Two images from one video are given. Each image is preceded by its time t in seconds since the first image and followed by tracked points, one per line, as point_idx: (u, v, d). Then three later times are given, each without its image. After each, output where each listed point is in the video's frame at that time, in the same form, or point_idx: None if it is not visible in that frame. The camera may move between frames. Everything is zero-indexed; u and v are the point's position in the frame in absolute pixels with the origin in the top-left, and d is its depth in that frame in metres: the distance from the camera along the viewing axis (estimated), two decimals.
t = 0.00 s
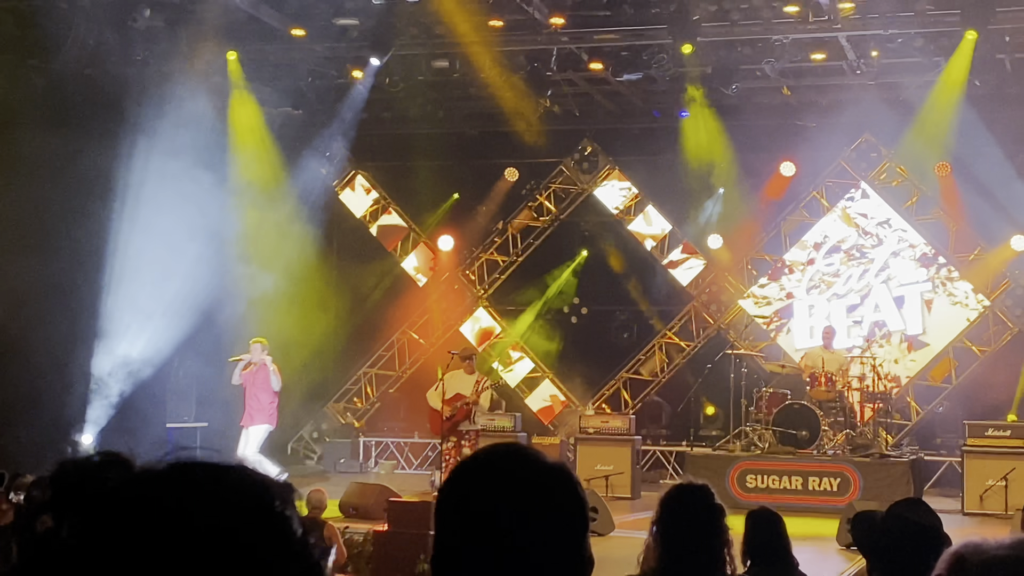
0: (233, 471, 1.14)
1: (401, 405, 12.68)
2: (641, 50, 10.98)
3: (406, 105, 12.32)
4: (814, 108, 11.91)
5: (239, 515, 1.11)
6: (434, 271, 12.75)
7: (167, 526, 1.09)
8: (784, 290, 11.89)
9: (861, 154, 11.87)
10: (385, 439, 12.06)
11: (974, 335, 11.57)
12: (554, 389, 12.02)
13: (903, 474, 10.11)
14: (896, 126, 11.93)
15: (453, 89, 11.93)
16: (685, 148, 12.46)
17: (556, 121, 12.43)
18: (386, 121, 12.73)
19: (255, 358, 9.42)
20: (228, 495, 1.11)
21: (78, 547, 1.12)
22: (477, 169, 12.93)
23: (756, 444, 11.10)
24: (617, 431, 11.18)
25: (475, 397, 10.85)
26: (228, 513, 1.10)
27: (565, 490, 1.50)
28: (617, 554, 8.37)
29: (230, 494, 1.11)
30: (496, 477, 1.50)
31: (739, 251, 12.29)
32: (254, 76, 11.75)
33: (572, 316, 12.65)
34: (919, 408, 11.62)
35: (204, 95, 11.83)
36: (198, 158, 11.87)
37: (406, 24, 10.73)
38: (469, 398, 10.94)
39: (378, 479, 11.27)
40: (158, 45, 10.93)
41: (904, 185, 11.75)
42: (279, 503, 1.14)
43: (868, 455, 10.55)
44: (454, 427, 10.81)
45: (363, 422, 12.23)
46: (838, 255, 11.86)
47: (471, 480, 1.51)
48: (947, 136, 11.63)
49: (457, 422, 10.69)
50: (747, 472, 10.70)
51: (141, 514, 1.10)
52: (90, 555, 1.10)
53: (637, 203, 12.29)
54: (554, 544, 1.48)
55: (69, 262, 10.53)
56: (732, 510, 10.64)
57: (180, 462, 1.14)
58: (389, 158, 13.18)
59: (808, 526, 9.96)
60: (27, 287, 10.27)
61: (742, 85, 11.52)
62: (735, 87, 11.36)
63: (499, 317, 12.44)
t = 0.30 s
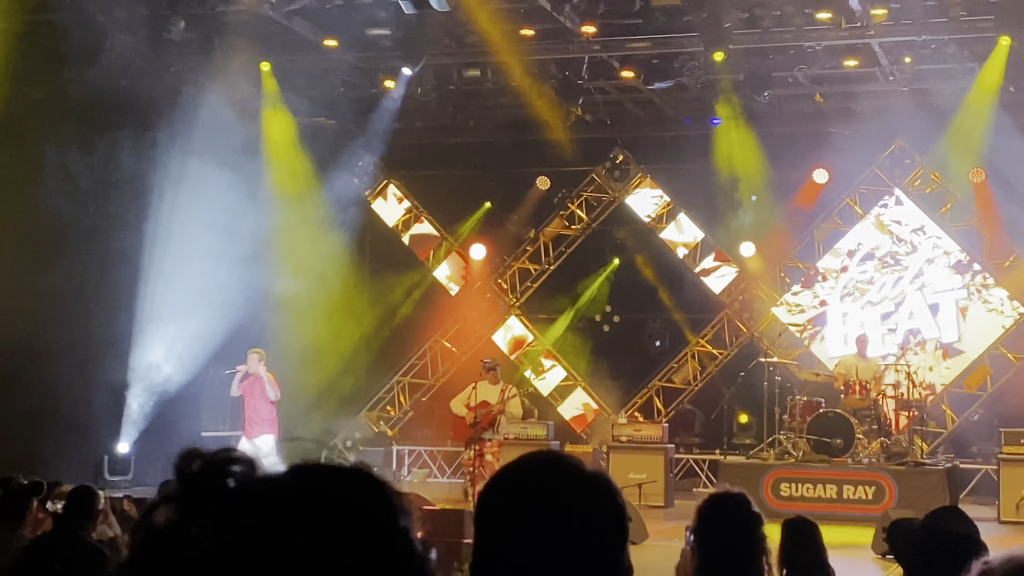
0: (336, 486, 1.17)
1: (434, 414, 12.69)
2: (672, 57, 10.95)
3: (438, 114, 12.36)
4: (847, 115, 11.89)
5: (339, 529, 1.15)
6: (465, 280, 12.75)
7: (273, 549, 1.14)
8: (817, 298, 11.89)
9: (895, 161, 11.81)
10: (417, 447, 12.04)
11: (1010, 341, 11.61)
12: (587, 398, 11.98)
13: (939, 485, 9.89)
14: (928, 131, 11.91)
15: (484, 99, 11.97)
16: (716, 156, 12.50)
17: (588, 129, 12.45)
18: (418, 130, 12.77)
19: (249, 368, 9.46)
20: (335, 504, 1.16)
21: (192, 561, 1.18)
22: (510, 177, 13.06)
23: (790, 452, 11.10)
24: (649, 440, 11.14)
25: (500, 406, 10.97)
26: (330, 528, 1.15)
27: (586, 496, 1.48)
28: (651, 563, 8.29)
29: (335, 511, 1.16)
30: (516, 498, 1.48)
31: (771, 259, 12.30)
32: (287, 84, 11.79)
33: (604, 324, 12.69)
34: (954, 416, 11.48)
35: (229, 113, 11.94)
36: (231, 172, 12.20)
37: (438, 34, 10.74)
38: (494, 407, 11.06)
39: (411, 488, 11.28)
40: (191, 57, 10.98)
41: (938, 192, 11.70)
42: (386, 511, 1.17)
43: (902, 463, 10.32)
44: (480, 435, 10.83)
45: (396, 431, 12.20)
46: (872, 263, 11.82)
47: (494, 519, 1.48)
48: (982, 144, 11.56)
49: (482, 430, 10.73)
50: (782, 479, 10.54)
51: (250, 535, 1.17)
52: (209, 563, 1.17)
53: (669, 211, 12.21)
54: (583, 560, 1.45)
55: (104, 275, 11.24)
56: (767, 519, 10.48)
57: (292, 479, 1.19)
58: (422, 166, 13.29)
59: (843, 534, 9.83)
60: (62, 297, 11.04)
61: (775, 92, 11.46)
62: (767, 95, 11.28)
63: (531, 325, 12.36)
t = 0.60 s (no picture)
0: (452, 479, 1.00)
1: (484, 421, 12.67)
2: (720, 64, 10.91)
3: (486, 123, 12.41)
4: (896, 123, 11.84)
5: (458, 539, 0.95)
6: (511, 288, 12.69)
7: (384, 553, 0.95)
8: (868, 305, 11.75)
9: (945, 168, 11.84)
10: (465, 453, 12.01)
11: None
12: (635, 406, 12.00)
13: (992, 493, 9.62)
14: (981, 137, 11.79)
15: (531, 108, 11.99)
16: (764, 164, 12.42)
17: (635, 137, 12.46)
18: (464, 138, 12.82)
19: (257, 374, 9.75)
20: (451, 511, 0.97)
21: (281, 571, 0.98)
22: (555, 187, 13.03)
23: (841, 461, 10.97)
24: (699, 448, 11.03)
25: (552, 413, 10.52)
26: (445, 535, 0.95)
27: (651, 506, 1.69)
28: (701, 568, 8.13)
29: (450, 515, 0.96)
30: (578, 502, 1.69)
31: (821, 265, 12.19)
32: (335, 95, 11.86)
33: (652, 332, 12.66)
34: (1007, 425, 11.40)
35: (284, 127, 12.23)
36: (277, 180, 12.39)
37: (486, 44, 10.71)
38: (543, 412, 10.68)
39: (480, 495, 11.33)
40: (242, 68, 11.05)
41: (989, 198, 11.65)
42: (508, 520, 0.99)
43: (955, 473, 10.07)
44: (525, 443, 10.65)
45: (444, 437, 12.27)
46: (923, 270, 11.70)
47: (554, 514, 1.70)
48: None
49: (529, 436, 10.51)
50: (833, 489, 10.43)
51: (369, 542, 0.96)
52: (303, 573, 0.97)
53: (718, 219, 12.28)
54: (630, 550, 1.66)
55: (158, 282, 11.59)
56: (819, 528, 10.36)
57: (423, 486, 0.98)
58: (467, 174, 13.18)
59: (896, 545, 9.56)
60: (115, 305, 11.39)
61: (824, 100, 11.41)
62: (815, 101, 11.22)
63: (579, 334, 12.36)
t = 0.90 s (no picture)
0: (501, 459, 1.02)
1: (529, 413, 12.69)
2: (766, 52, 10.77)
3: (531, 112, 12.36)
4: (944, 109, 11.73)
5: (516, 529, 0.97)
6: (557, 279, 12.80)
7: (442, 549, 0.95)
8: (917, 294, 11.62)
9: (996, 155, 11.70)
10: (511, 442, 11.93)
11: None
12: (682, 396, 11.96)
13: None
14: None
15: (577, 97, 11.91)
16: (814, 152, 12.34)
17: (680, 126, 12.43)
18: (509, 129, 12.82)
19: (263, 373, 9.75)
20: (498, 491, 0.99)
21: (334, 558, 0.99)
22: (600, 176, 12.98)
23: (890, 452, 10.78)
24: (745, 438, 10.87)
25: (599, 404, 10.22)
26: (499, 527, 0.96)
27: (696, 502, 1.91)
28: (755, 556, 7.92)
29: (508, 504, 0.98)
30: (624, 502, 1.93)
31: (870, 254, 12.15)
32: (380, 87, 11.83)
33: (698, 322, 12.66)
34: None
35: (331, 116, 12.15)
36: (324, 172, 12.45)
37: (529, 34, 10.65)
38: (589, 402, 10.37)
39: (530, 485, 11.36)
40: (287, 60, 10.97)
41: None
42: (562, 508, 1.00)
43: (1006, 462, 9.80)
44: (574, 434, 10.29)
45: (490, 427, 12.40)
46: (973, 259, 11.55)
47: (613, 511, 1.94)
48: None
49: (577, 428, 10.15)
50: (882, 479, 10.10)
51: (401, 514, 0.98)
52: (358, 561, 0.98)
53: (765, 208, 12.24)
54: (679, 547, 1.88)
55: (213, 274, 11.73)
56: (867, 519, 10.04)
57: (462, 457, 1.01)
58: (512, 166, 13.22)
59: (947, 535, 9.31)
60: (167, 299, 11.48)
61: (873, 87, 11.27)
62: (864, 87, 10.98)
63: (625, 325, 12.43)
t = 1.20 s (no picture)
0: (511, 462, 1.07)
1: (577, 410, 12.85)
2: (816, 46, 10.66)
3: (580, 107, 12.39)
4: (995, 103, 11.50)
5: (521, 521, 1.03)
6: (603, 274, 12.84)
7: (456, 546, 1.01)
8: (969, 289, 11.48)
9: None
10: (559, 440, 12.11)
11: None
12: (730, 392, 11.93)
13: None
14: None
15: (625, 93, 11.92)
16: (865, 146, 12.20)
17: (729, 120, 12.39)
18: (555, 124, 12.85)
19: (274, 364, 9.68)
20: (509, 492, 1.05)
21: (357, 559, 1.06)
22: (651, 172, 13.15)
23: (941, 447, 10.71)
24: (796, 435, 10.85)
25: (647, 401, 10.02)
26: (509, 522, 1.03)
27: (754, 499, 1.57)
28: (804, 553, 7.88)
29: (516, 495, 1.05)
30: (673, 497, 1.60)
31: (922, 249, 12.14)
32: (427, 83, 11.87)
33: (747, 317, 12.78)
34: None
35: (381, 114, 12.30)
36: (372, 168, 12.59)
37: (576, 30, 10.65)
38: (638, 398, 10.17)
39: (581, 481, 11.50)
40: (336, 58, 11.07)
41: None
42: (569, 506, 1.06)
43: None
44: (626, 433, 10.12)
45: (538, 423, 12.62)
46: None
47: (662, 513, 1.60)
48: None
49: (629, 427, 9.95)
50: (934, 475, 10.01)
51: (411, 522, 1.05)
52: (380, 562, 1.04)
53: (815, 202, 12.16)
54: (738, 549, 1.55)
55: (264, 268, 11.88)
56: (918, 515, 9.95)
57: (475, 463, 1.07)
58: (559, 163, 13.24)
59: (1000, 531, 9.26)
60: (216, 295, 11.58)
61: (925, 82, 11.13)
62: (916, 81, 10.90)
63: (673, 321, 12.41)
